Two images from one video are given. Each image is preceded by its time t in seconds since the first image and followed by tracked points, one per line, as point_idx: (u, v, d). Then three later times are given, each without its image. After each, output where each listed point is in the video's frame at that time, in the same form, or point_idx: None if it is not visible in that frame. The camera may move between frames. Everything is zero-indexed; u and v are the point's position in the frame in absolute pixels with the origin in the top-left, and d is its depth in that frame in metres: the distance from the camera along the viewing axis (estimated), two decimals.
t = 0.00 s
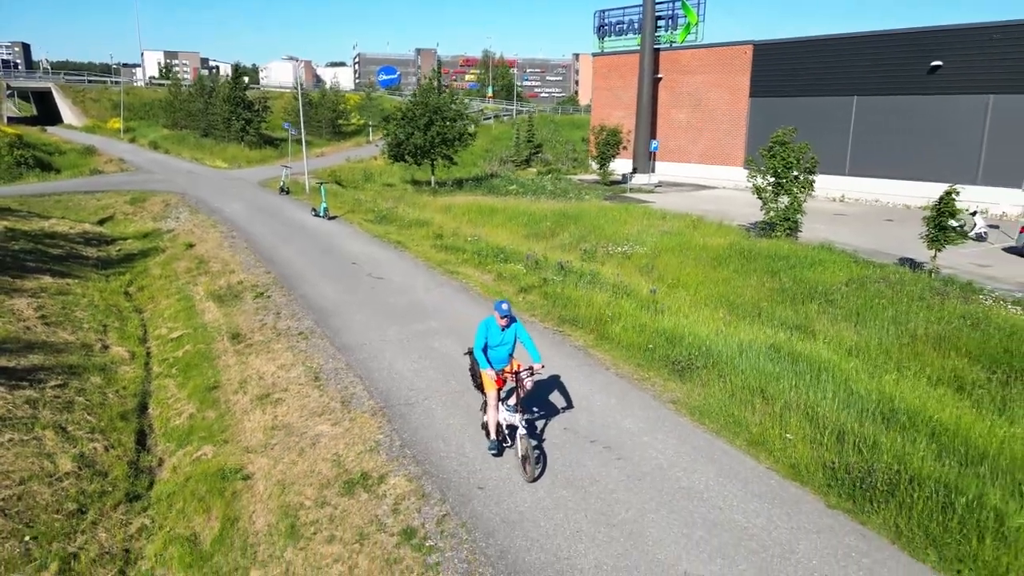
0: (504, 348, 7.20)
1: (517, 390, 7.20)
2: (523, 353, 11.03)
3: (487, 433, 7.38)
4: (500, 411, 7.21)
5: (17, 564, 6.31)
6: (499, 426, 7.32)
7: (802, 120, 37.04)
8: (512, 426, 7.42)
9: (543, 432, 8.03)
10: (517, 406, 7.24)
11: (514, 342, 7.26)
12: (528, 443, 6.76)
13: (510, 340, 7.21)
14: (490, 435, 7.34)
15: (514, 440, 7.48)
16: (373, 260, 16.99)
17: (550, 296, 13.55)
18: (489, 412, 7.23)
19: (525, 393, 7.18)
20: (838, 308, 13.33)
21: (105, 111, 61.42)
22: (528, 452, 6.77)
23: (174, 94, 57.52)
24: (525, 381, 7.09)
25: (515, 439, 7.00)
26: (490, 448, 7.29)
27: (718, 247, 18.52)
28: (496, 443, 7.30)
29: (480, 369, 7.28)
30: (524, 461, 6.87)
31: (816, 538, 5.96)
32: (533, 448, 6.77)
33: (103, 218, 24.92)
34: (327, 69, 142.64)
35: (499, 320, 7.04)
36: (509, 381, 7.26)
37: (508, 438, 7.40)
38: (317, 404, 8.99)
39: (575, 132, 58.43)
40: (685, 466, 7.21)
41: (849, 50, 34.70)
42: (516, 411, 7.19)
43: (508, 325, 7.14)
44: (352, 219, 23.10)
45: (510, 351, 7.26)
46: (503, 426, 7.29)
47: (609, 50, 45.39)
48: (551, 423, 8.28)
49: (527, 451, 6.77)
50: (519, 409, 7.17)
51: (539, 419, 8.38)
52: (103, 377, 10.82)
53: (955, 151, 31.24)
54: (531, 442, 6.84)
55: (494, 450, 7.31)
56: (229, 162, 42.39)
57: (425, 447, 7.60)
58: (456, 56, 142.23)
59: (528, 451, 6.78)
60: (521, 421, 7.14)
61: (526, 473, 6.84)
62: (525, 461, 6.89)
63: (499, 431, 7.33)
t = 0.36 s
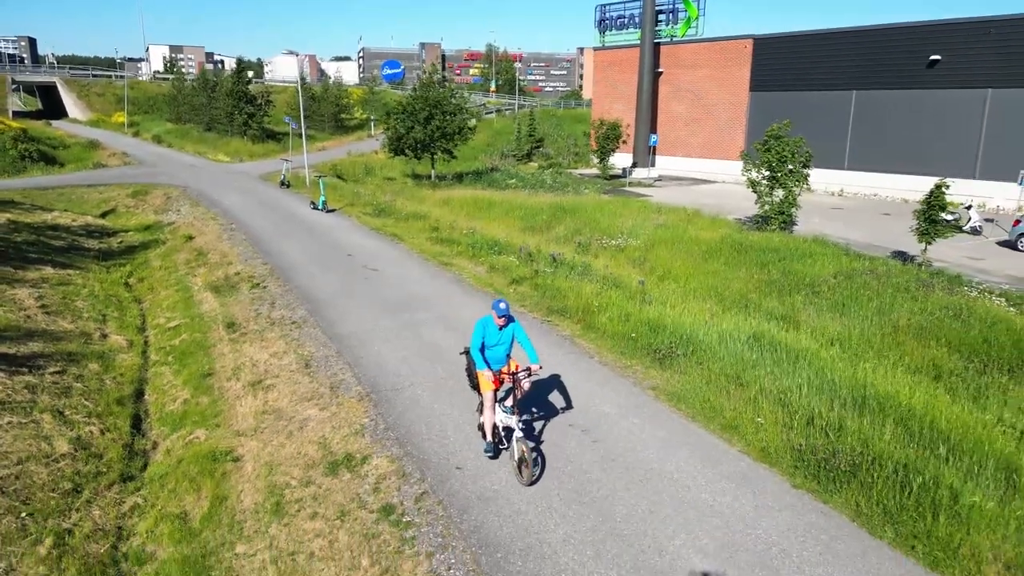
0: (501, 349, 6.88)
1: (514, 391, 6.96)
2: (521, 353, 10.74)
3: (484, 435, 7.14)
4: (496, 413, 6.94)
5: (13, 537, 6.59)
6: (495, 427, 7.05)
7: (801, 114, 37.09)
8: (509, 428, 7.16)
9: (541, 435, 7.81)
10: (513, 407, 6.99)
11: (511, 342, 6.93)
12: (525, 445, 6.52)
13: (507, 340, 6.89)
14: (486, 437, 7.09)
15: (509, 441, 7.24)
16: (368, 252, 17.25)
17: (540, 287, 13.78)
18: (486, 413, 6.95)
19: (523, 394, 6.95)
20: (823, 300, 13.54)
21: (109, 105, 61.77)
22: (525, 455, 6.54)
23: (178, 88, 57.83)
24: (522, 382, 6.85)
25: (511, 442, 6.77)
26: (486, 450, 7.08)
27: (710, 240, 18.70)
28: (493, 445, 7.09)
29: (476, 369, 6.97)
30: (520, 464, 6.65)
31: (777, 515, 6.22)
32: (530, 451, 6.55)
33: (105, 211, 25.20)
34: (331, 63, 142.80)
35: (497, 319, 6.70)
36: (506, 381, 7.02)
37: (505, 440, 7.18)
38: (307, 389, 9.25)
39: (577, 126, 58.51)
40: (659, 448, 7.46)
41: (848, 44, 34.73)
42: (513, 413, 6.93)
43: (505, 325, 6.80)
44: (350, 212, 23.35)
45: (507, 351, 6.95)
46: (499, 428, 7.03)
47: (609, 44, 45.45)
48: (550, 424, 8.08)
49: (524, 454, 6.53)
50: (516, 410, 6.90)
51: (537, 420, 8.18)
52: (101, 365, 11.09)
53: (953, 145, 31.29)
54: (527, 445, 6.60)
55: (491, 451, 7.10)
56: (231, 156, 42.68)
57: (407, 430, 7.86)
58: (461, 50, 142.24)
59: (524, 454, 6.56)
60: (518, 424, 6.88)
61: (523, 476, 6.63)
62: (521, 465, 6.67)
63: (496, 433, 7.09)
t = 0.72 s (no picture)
0: (500, 348, 6.73)
1: (514, 391, 6.82)
2: (521, 351, 10.54)
3: (483, 436, 6.99)
4: (495, 413, 6.80)
5: (17, 510, 6.92)
6: (494, 428, 6.91)
7: (804, 108, 37.12)
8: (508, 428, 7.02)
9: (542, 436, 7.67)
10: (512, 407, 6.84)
11: (511, 341, 6.78)
12: (525, 447, 6.40)
13: (506, 339, 6.73)
14: (484, 438, 6.95)
15: (509, 442, 7.10)
16: (367, 244, 17.55)
17: (533, 277, 14.03)
18: (485, 413, 6.80)
19: (523, 394, 6.82)
20: (811, 291, 13.77)
21: (118, 100, 62.28)
22: (524, 457, 6.42)
23: (185, 83, 58.25)
24: (522, 382, 6.70)
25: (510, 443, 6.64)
26: (485, 451, 6.93)
27: (705, 234, 18.88)
28: (491, 446, 6.94)
29: (475, 369, 6.83)
30: (519, 465, 6.52)
31: (743, 493, 6.50)
32: (530, 453, 6.42)
33: (112, 203, 25.59)
34: (338, 58, 143.09)
35: (497, 318, 6.55)
36: (506, 381, 6.87)
37: (505, 441, 7.04)
38: (302, 374, 9.57)
39: (582, 121, 58.57)
40: (636, 430, 7.75)
41: (851, 39, 34.75)
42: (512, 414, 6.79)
43: (505, 323, 6.65)
44: (352, 205, 23.65)
45: (506, 350, 6.80)
46: (499, 429, 6.88)
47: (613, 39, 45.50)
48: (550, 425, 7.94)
49: (524, 456, 6.40)
50: (516, 411, 6.76)
51: (537, 421, 8.04)
52: (104, 351, 11.42)
53: (955, 140, 31.30)
54: (527, 446, 6.48)
55: (489, 453, 6.95)
56: (237, 150, 43.05)
57: (395, 413, 8.14)
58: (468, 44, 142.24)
59: (524, 456, 6.43)
60: (518, 424, 6.74)
61: (522, 477, 6.50)
62: (521, 466, 6.54)
63: (495, 434, 6.94)
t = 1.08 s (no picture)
0: (500, 348, 6.64)
1: (514, 391, 6.78)
2: (521, 352, 10.47)
3: (482, 437, 6.92)
4: (495, 414, 6.75)
5: (23, 486, 7.27)
6: (495, 429, 6.85)
7: (804, 106, 37.29)
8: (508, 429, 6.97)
9: (543, 437, 7.61)
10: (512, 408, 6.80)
11: (511, 341, 6.71)
12: (525, 448, 6.35)
13: (507, 338, 6.65)
14: (484, 439, 6.87)
15: (510, 444, 7.05)
16: (366, 239, 17.91)
17: (526, 271, 14.32)
18: (484, 414, 6.74)
19: (523, 394, 6.77)
20: (799, 285, 14.07)
21: (125, 98, 62.83)
22: (524, 458, 6.34)
23: (191, 81, 58.73)
24: (523, 382, 6.65)
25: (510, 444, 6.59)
26: (484, 453, 6.86)
27: (700, 229, 19.13)
28: (491, 448, 6.86)
29: (475, 369, 6.76)
30: (519, 467, 6.45)
31: (712, 472, 6.84)
32: (530, 454, 6.36)
33: (117, 200, 25.99)
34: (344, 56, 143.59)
35: (496, 317, 6.48)
36: (506, 381, 6.81)
37: (504, 442, 6.97)
38: (298, 362, 9.91)
39: (584, 118, 58.83)
40: (616, 414, 8.09)
41: (850, 37, 34.90)
42: (512, 414, 6.74)
43: (505, 323, 6.58)
44: (353, 201, 24.00)
45: (506, 351, 6.73)
46: (498, 429, 6.83)
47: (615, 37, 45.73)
48: (551, 426, 7.89)
49: (524, 457, 6.34)
50: (515, 411, 6.71)
51: (539, 422, 7.97)
52: (108, 341, 11.77)
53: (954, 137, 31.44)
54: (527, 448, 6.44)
55: (489, 454, 6.88)
56: (241, 148, 43.48)
57: (385, 398, 8.48)
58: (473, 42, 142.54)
59: (524, 457, 6.37)
60: (518, 425, 6.69)
61: (522, 479, 6.43)
62: (521, 468, 6.47)
63: (494, 435, 6.87)
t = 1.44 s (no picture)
0: (502, 348, 6.61)
1: (515, 391, 6.75)
2: (521, 351, 10.46)
3: (483, 436, 6.88)
4: (496, 413, 6.72)
5: (32, 465, 7.64)
6: (495, 428, 6.82)
7: (801, 105, 37.57)
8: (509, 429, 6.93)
9: (545, 437, 7.58)
10: (514, 407, 6.77)
11: (512, 341, 6.67)
12: (528, 448, 6.32)
13: (508, 337, 6.61)
14: (485, 439, 6.83)
15: (511, 443, 6.99)
16: (364, 236, 18.30)
17: (519, 266, 14.67)
18: (486, 414, 6.71)
19: (524, 393, 6.74)
20: (785, 279, 14.44)
21: (129, 97, 63.39)
22: (528, 458, 6.34)
23: (195, 80, 59.23)
24: (524, 381, 6.62)
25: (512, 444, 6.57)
26: (486, 452, 6.81)
27: (693, 227, 19.46)
28: (493, 448, 6.82)
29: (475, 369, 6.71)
30: (522, 467, 6.44)
31: (682, 451, 7.22)
32: (534, 453, 6.35)
33: (121, 197, 26.39)
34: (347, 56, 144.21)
35: (498, 316, 6.44)
36: (507, 381, 6.78)
37: (505, 442, 6.93)
38: (295, 351, 10.29)
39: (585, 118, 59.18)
40: (597, 400, 8.48)
41: (847, 37, 35.16)
42: (513, 414, 6.72)
43: (506, 322, 6.55)
44: (352, 199, 24.39)
45: (508, 350, 6.69)
46: (500, 429, 6.79)
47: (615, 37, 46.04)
48: (553, 426, 7.86)
49: (527, 457, 6.32)
50: (517, 411, 6.69)
51: (539, 422, 7.95)
52: (112, 332, 12.14)
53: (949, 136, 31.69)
54: (530, 446, 6.41)
55: (491, 454, 6.83)
56: (244, 147, 43.94)
57: (377, 384, 8.85)
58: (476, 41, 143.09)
59: (527, 457, 6.36)
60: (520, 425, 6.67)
61: (525, 479, 6.42)
62: (523, 468, 6.47)
63: (496, 434, 6.84)
